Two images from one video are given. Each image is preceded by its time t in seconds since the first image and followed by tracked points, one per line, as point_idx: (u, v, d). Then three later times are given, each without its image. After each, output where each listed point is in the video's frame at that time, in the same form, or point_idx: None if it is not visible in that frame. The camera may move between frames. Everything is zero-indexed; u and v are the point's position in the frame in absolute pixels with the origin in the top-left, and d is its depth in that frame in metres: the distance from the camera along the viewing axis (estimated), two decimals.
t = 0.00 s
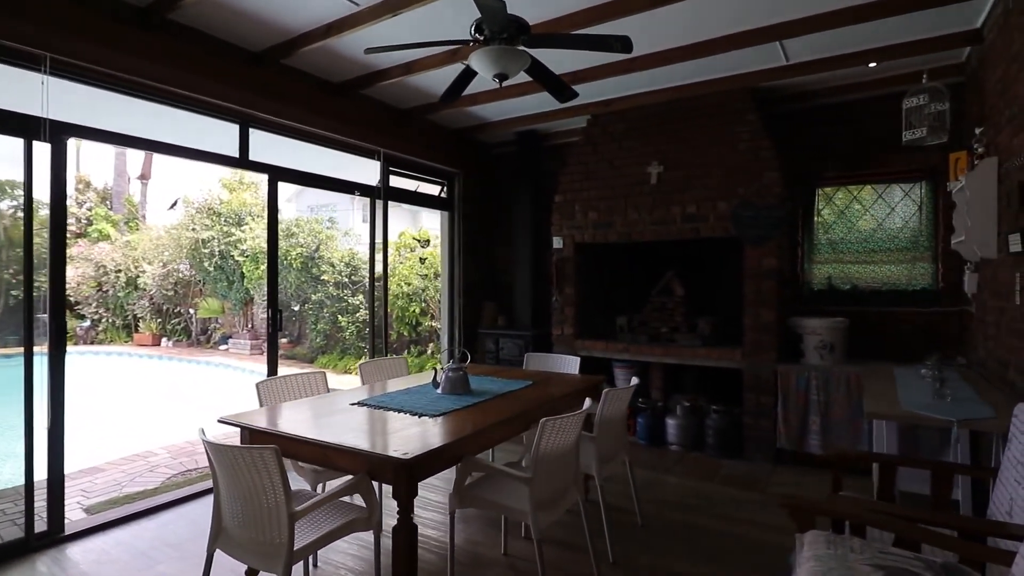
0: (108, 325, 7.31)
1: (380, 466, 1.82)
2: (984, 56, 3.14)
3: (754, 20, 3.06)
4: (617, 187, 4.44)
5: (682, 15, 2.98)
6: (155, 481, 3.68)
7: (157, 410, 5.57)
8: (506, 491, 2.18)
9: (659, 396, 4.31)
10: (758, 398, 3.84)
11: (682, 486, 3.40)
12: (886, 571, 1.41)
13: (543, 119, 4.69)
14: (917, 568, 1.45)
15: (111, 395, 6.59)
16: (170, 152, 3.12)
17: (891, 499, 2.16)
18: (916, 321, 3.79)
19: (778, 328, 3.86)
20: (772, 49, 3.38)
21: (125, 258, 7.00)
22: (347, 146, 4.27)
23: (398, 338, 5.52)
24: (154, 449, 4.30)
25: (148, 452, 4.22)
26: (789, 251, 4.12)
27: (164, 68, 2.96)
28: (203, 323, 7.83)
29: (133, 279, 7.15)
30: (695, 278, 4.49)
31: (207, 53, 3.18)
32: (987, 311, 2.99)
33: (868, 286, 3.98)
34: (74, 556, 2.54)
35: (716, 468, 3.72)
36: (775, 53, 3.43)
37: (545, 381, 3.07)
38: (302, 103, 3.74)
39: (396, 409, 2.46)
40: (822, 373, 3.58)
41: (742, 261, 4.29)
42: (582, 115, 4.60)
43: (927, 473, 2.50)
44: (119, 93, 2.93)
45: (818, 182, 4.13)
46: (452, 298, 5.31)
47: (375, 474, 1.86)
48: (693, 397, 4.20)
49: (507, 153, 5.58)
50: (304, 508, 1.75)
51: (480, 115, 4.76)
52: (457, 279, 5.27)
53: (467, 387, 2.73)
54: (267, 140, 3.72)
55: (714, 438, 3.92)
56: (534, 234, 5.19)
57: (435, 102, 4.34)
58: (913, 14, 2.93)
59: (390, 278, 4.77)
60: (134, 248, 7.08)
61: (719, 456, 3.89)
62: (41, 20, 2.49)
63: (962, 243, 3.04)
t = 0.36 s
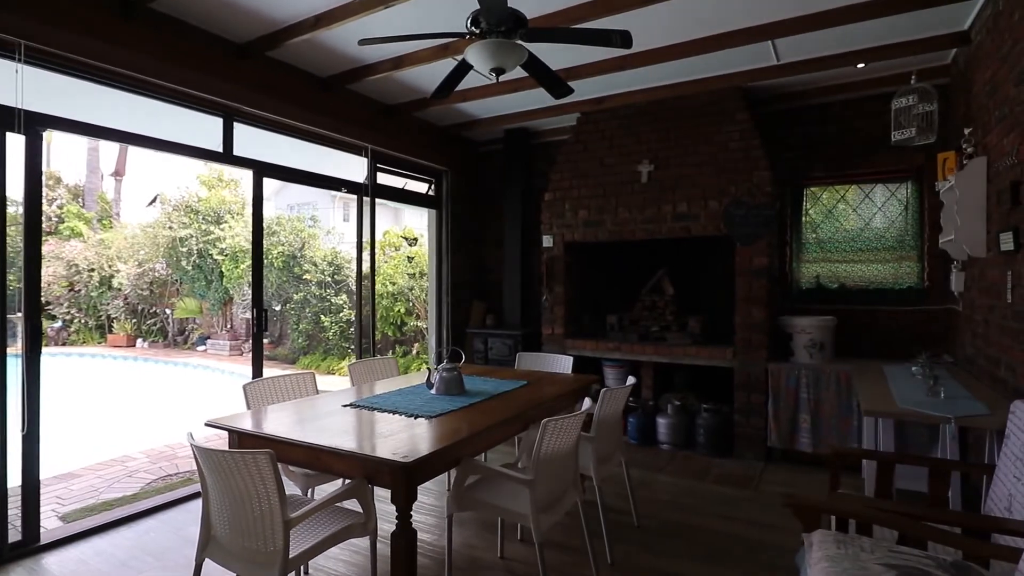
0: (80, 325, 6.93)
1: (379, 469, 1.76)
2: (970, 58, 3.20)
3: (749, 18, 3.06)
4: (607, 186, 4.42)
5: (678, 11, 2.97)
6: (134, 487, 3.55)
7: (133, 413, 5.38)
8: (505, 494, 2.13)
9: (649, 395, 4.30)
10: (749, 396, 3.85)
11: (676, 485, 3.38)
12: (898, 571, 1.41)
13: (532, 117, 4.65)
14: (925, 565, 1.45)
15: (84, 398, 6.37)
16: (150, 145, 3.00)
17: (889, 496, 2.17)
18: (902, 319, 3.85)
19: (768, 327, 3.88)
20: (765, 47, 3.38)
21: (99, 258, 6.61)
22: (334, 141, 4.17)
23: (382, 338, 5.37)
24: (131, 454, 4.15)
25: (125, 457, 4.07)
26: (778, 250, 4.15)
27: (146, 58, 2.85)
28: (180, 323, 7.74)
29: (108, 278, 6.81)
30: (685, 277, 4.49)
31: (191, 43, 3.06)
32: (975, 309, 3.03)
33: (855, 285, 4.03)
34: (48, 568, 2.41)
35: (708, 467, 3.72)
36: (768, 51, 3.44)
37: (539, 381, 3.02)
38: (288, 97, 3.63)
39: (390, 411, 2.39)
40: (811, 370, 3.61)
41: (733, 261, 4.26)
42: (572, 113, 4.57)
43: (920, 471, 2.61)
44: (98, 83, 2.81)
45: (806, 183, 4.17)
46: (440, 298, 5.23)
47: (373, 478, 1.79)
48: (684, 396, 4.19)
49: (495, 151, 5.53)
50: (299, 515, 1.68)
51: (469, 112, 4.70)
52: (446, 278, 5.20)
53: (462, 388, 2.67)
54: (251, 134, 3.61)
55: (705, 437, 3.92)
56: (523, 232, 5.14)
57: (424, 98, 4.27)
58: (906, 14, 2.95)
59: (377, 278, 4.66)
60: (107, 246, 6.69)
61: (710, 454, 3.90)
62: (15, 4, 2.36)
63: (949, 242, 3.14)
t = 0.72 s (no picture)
0: (58, 326, 6.41)
1: (380, 473, 1.70)
2: (964, 59, 3.22)
3: (748, 16, 3.05)
4: (601, 184, 4.39)
5: (678, 8, 2.94)
6: (115, 494, 3.42)
7: (114, 416, 5.22)
8: (508, 499, 2.07)
9: (644, 395, 4.27)
10: (744, 396, 3.85)
11: (673, 486, 3.36)
12: (917, 573, 1.40)
13: (526, 114, 4.60)
14: (942, 566, 1.44)
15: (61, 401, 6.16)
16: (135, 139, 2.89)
17: (894, 495, 2.16)
18: (895, 319, 3.88)
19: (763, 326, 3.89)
20: (762, 45, 3.37)
21: (78, 257, 6.34)
22: (324, 138, 4.07)
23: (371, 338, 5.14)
24: (112, 459, 3.99)
25: (106, 462, 3.93)
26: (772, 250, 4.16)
27: (130, 49, 2.74)
28: (161, 324, 7.44)
29: (87, 278, 6.58)
30: (679, 277, 4.47)
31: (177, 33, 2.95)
32: (971, 308, 3.05)
33: (849, 284, 4.04)
34: None
35: (704, 467, 3.70)
36: (764, 50, 3.43)
37: (536, 381, 2.97)
38: (277, 91, 3.53)
39: (387, 413, 2.32)
40: (806, 369, 3.63)
41: (728, 261, 4.25)
42: (566, 111, 4.53)
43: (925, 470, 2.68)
44: (78, 74, 2.69)
45: (799, 182, 4.19)
46: (432, 298, 5.16)
47: (374, 483, 1.73)
48: (678, 396, 4.18)
49: (487, 148, 5.46)
50: (298, 523, 1.61)
51: (461, 109, 4.63)
52: (438, 278, 5.12)
53: (459, 389, 2.61)
54: (238, 129, 3.50)
55: (700, 437, 3.91)
56: (515, 231, 5.08)
57: (416, 94, 4.20)
58: (904, 13, 2.95)
59: (368, 277, 4.57)
60: (86, 245, 6.42)
61: (705, 454, 3.89)
62: None
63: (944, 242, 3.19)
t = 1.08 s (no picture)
0: (41, 326, 6.52)
1: (383, 477, 1.64)
2: (963, 59, 3.23)
3: (750, 13, 3.02)
4: (599, 182, 4.35)
5: (681, 4, 2.91)
6: (103, 498, 3.33)
7: (101, 419, 5.11)
8: (514, 503, 2.02)
9: (642, 395, 4.24)
10: (743, 396, 3.83)
11: (674, 487, 3.33)
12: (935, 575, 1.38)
13: (523, 112, 4.55)
14: (961, 569, 1.42)
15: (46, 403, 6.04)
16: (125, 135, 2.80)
17: (902, 496, 2.14)
18: (893, 318, 3.89)
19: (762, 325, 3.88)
20: (762, 42, 3.36)
21: (64, 257, 6.32)
22: (318, 134, 4.00)
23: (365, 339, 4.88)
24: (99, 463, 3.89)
25: (94, 466, 3.84)
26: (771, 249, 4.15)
27: (120, 41, 2.65)
28: (149, 324, 7.38)
29: (72, 278, 6.48)
30: (678, 276, 4.45)
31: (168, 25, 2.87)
32: (972, 307, 3.04)
33: (847, 283, 4.04)
34: None
35: (704, 467, 3.68)
36: (764, 47, 3.41)
37: (537, 381, 2.92)
38: (271, 87, 3.45)
39: (388, 415, 2.26)
40: (806, 368, 3.62)
41: (727, 260, 4.23)
42: (563, 109, 4.49)
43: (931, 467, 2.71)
44: (65, 66, 2.60)
45: (797, 181, 4.18)
46: (427, 298, 5.10)
47: (377, 487, 1.67)
48: (677, 395, 4.15)
49: (482, 147, 5.41)
50: (299, 531, 1.56)
51: (457, 106, 4.57)
52: (433, 277, 5.07)
53: (461, 390, 2.54)
54: (231, 124, 3.42)
55: (699, 437, 3.89)
56: (511, 230, 5.03)
57: (413, 91, 4.14)
58: (906, 11, 2.94)
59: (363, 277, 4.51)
60: (72, 245, 6.38)
61: (705, 454, 3.86)
62: None
63: (945, 241, 3.22)
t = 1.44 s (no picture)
0: (39, 327, 6.29)
1: (397, 484, 1.59)
2: (976, 56, 3.20)
3: (763, 9, 2.98)
4: (605, 181, 4.30)
5: None
6: (104, 503, 3.26)
7: (99, 420, 5.04)
8: (527, 510, 1.97)
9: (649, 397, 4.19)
10: (752, 397, 3.79)
11: (684, 489, 3.28)
12: None
13: (527, 110, 4.50)
14: None
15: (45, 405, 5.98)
16: (126, 131, 2.74)
17: (923, 500, 2.10)
18: (903, 318, 3.85)
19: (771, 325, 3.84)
20: (773, 39, 3.31)
21: (63, 257, 6.25)
22: (321, 132, 3.94)
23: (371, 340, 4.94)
24: (100, 467, 3.82)
25: (94, 469, 3.78)
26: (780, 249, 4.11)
27: (122, 36, 2.60)
28: (148, 324, 7.37)
29: (70, 278, 6.40)
30: (685, 276, 4.40)
31: (170, 20, 2.81)
32: (987, 307, 3.00)
33: (857, 282, 4.00)
34: None
35: (713, 469, 3.63)
36: (775, 44, 3.37)
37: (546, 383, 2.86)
38: (275, 83, 3.39)
39: (397, 418, 2.20)
40: (817, 368, 3.58)
41: (736, 260, 4.18)
42: (568, 107, 4.45)
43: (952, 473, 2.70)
44: (65, 61, 2.54)
45: (805, 180, 4.14)
46: (430, 298, 5.04)
47: (389, 493, 1.62)
48: (684, 396, 4.10)
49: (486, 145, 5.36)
50: (310, 539, 1.50)
51: (461, 104, 4.52)
52: (437, 277, 5.01)
53: (469, 392, 2.48)
54: (233, 121, 3.36)
55: (708, 438, 3.84)
56: (516, 229, 4.98)
57: (417, 89, 4.09)
58: (920, 7, 2.90)
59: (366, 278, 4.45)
60: (70, 245, 6.31)
61: (713, 456, 3.82)
62: None
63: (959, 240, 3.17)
